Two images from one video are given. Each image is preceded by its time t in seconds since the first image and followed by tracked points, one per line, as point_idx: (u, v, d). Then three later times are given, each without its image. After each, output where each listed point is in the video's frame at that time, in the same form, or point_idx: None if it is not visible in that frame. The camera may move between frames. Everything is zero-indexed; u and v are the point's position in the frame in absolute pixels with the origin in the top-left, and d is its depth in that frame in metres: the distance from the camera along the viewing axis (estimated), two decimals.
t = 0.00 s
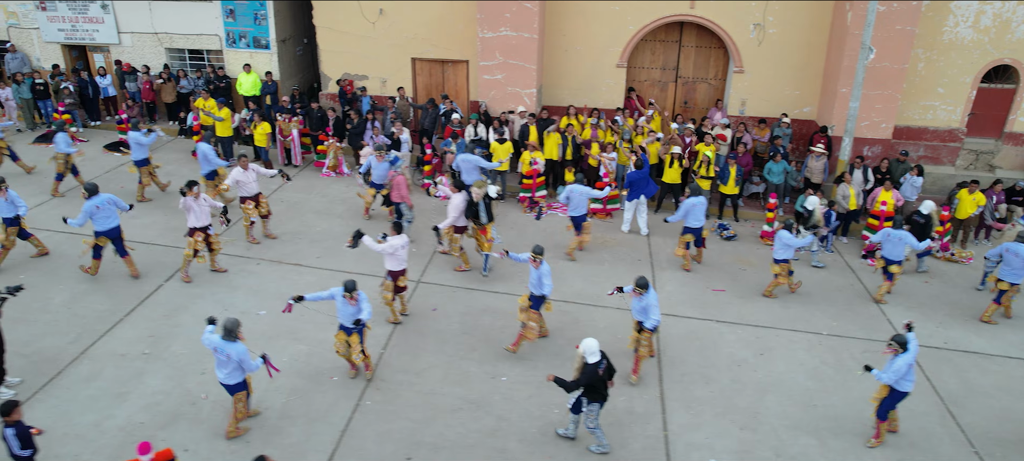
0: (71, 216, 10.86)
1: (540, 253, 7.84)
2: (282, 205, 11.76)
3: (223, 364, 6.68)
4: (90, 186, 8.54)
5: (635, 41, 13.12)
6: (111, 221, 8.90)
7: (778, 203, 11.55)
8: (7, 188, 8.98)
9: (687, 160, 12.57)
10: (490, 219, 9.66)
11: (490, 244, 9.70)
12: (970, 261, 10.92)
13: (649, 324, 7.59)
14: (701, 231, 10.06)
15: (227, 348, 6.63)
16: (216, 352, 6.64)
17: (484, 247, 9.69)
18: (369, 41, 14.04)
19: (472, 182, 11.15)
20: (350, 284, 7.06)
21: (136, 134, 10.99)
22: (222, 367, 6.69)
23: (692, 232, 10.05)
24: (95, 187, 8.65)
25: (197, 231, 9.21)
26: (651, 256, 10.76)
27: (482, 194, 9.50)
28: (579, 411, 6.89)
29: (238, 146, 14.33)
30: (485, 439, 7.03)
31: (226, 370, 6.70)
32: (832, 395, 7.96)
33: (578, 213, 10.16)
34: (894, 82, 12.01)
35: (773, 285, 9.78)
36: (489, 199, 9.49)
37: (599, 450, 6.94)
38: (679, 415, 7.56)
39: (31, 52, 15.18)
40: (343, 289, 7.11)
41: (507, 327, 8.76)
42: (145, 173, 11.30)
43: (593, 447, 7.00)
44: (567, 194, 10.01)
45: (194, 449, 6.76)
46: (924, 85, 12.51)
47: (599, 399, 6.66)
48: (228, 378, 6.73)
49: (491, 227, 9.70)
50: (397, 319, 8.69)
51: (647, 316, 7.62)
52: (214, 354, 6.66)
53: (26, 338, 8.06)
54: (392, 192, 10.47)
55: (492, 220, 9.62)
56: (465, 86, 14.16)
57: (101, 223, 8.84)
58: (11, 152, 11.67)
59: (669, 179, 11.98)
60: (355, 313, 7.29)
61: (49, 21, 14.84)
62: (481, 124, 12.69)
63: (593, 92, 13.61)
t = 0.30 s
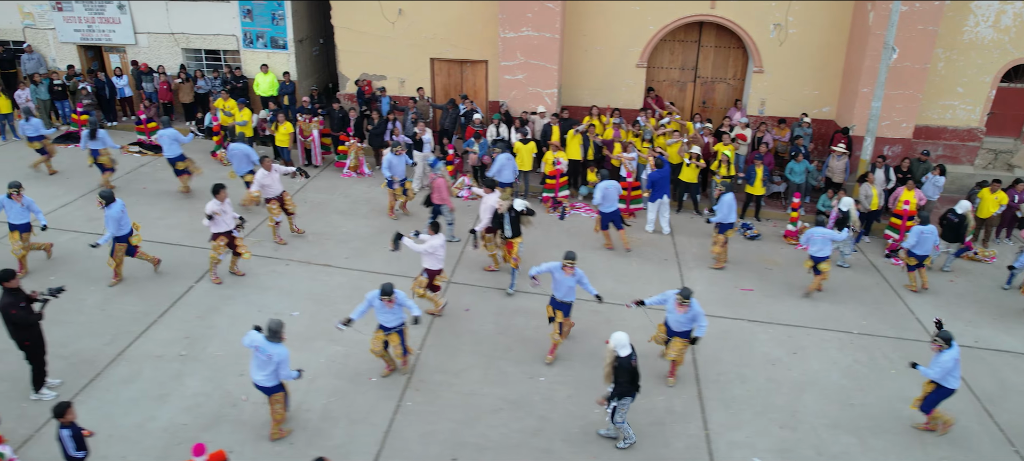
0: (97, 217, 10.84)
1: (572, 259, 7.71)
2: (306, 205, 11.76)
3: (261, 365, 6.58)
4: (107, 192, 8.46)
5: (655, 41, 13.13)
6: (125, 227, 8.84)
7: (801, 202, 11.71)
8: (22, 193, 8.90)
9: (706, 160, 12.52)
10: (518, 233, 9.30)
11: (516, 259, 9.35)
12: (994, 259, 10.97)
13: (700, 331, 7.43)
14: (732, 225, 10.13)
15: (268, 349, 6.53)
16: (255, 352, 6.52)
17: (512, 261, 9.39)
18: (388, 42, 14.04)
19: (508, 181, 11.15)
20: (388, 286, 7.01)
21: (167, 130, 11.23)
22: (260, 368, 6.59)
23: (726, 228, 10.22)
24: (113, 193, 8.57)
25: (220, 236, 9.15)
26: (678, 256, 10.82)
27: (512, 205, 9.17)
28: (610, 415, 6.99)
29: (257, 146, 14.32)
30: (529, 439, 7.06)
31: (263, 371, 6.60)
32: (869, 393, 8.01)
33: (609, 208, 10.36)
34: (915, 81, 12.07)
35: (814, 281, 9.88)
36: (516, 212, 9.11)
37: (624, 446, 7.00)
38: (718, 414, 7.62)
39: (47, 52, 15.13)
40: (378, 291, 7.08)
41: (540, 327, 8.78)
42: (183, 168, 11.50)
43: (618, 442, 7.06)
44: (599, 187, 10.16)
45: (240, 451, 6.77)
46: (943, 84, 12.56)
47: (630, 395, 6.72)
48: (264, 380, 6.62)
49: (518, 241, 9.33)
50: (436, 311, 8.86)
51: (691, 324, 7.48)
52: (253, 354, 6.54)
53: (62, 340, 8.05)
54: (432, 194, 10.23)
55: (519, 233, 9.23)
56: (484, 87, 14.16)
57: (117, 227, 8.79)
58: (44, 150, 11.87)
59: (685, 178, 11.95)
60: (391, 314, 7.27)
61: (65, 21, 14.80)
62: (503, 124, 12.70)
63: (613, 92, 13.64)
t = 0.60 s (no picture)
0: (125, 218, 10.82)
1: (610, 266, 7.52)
2: (333, 206, 11.76)
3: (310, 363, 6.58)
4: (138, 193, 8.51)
5: (678, 41, 13.16)
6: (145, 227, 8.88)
7: (827, 201, 11.83)
8: (47, 195, 8.77)
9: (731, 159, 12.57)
10: (546, 240, 9.13)
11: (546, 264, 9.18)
12: (1019, 258, 11.19)
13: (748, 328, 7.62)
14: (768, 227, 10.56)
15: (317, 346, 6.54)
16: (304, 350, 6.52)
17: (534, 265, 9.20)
18: (409, 42, 14.03)
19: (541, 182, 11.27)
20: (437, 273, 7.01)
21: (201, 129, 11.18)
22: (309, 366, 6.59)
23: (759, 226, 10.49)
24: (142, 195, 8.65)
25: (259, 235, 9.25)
26: (706, 255, 10.89)
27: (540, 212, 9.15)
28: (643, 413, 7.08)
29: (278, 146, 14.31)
30: (577, 438, 7.09)
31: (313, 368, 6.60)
32: (910, 391, 8.06)
33: (644, 206, 10.49)
34: (938, 81, 12.12)
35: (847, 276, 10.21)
36: (543, 217, 9.05)
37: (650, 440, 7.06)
38: (762, 412, 7.67)
39: (64, 53, 15.08)
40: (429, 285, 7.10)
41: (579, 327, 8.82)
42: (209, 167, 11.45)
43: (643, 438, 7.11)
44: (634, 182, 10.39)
45: (291, 452, 6.77)
46: (965, 84, 12.64)
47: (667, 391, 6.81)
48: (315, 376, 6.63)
49: (546, 247, 9.17)
50: (473, 311, 8.93)
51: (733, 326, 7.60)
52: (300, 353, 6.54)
53: (103, 342, 8.04)
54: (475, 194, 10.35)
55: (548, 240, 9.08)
56: (505, 87, 14.15)
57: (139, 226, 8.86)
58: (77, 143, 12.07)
59: (709, 178, 11.99)
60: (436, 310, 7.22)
61: (83, 22, 14.74)
62: (528, 124, 12.73)
63: (635, 92, 13.67)
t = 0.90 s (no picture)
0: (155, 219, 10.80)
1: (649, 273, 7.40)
2: (361, 206, 11.76)
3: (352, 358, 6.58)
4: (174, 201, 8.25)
5: (701, 41, 13.20)
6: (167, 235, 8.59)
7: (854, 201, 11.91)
8: (77, 203, 8.59)
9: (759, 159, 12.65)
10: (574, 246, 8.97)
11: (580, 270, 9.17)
12: None
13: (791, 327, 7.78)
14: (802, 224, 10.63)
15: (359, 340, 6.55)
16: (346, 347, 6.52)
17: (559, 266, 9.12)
18: (431, 42, 14.04)
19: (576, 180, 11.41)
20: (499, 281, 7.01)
21: (236, 127, 11.34)
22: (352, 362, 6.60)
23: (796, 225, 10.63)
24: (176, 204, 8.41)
25: (292, 239, 9.05)
26: (736, 255, 10.96)
27: (565, 219, 8.99)
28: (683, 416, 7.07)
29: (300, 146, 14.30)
30: (628, 437, 7.14)
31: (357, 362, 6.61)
32: (951, 389, 8.12)
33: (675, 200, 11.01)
34: (963, 81, 12.22)
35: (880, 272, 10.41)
36: (567, 224, 8.89)
37: (676, 445, 7.02)
38: (807, 410, 7.72)
39: (83, 53, 15.05)
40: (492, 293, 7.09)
41: (618, 327, 8.86)
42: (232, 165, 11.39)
43: (669, 442, 7.08)
44: (667, 179, 11.08)
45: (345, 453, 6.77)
46: (987, 83, 12.73)
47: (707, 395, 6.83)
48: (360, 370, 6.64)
49: (576, 254, 9.03)
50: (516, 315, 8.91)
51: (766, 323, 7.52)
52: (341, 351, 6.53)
53: (146, 343, 8.04)
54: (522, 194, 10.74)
55: (578, 246, 8.89)
56: (526, 86, 14.20)
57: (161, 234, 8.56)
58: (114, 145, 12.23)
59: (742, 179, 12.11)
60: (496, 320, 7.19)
61: (102, 22, 14.70)
62: (553, 124, 12.82)
63: (657, 91, 13.71)
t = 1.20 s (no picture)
0: (178, 222, 10.72)
1: (699, 285, 7.56)
2: (384, 207, 11.74)
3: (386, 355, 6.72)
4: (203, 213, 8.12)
5: (718, 41, 13.25)
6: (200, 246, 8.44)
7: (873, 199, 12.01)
8: (103, 211, 8.29)
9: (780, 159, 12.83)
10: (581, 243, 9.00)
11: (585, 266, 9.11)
12: None
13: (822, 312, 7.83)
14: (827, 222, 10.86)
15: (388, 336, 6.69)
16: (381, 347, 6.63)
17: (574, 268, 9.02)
18: (446, 42, 14.01)
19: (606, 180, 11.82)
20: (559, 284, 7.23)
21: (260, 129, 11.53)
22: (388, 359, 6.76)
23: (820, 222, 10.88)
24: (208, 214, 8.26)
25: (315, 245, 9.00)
26: (759, 253, 11.05)
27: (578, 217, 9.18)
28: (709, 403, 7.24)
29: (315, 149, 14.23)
30: (672, 436, 7.20)
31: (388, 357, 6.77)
32: (984, 385, 8.23)
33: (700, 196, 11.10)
34: (978, 79, 12.37)
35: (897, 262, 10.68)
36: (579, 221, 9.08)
37: (720, 444, 7.10)
38: (845, 407, 7.79)
39: (93, 54, 14.94)
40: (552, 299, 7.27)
41: (651, 326, 8.91)
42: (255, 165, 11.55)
43: (713, 441, 7.15)
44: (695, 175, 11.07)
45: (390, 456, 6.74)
46: (1001, 82, 12.88)
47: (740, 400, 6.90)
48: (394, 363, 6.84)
49: (582, 250, 9.04)
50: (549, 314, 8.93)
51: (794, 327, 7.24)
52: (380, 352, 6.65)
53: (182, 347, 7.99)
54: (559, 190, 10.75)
55: (585, 243, 8.94)
56: (542, 86, 14.22)
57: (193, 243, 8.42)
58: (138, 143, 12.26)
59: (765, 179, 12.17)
60: (564, 328, 7.30)
61: (113, 23, 14.59)
62: (572, 124, 12.85)
63: (674, 91, 13.75)
